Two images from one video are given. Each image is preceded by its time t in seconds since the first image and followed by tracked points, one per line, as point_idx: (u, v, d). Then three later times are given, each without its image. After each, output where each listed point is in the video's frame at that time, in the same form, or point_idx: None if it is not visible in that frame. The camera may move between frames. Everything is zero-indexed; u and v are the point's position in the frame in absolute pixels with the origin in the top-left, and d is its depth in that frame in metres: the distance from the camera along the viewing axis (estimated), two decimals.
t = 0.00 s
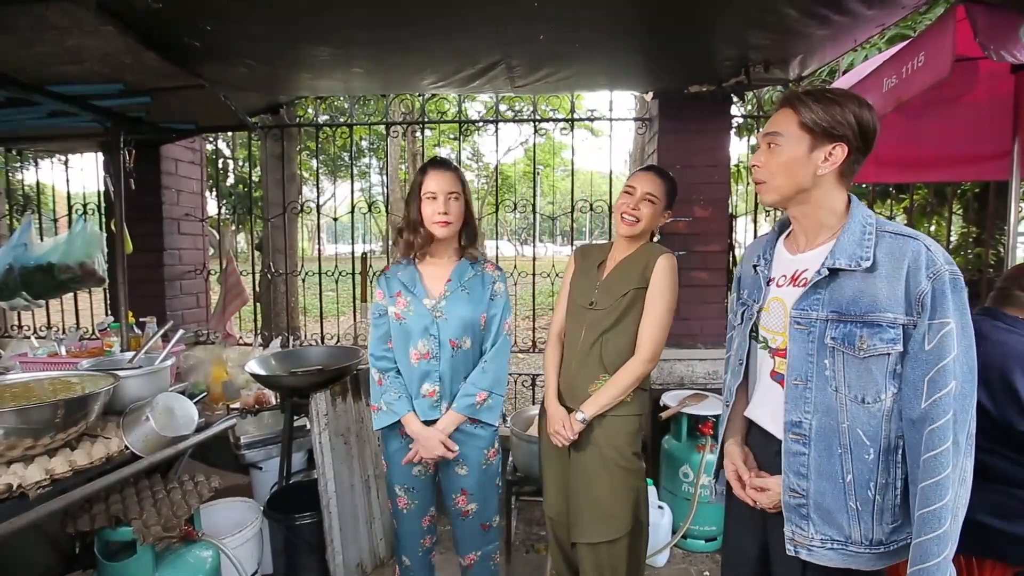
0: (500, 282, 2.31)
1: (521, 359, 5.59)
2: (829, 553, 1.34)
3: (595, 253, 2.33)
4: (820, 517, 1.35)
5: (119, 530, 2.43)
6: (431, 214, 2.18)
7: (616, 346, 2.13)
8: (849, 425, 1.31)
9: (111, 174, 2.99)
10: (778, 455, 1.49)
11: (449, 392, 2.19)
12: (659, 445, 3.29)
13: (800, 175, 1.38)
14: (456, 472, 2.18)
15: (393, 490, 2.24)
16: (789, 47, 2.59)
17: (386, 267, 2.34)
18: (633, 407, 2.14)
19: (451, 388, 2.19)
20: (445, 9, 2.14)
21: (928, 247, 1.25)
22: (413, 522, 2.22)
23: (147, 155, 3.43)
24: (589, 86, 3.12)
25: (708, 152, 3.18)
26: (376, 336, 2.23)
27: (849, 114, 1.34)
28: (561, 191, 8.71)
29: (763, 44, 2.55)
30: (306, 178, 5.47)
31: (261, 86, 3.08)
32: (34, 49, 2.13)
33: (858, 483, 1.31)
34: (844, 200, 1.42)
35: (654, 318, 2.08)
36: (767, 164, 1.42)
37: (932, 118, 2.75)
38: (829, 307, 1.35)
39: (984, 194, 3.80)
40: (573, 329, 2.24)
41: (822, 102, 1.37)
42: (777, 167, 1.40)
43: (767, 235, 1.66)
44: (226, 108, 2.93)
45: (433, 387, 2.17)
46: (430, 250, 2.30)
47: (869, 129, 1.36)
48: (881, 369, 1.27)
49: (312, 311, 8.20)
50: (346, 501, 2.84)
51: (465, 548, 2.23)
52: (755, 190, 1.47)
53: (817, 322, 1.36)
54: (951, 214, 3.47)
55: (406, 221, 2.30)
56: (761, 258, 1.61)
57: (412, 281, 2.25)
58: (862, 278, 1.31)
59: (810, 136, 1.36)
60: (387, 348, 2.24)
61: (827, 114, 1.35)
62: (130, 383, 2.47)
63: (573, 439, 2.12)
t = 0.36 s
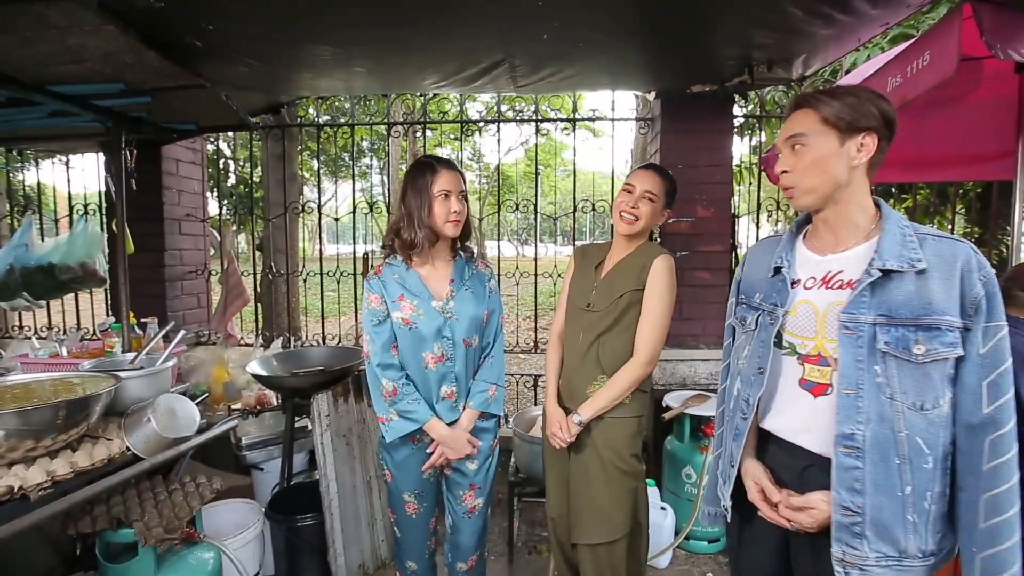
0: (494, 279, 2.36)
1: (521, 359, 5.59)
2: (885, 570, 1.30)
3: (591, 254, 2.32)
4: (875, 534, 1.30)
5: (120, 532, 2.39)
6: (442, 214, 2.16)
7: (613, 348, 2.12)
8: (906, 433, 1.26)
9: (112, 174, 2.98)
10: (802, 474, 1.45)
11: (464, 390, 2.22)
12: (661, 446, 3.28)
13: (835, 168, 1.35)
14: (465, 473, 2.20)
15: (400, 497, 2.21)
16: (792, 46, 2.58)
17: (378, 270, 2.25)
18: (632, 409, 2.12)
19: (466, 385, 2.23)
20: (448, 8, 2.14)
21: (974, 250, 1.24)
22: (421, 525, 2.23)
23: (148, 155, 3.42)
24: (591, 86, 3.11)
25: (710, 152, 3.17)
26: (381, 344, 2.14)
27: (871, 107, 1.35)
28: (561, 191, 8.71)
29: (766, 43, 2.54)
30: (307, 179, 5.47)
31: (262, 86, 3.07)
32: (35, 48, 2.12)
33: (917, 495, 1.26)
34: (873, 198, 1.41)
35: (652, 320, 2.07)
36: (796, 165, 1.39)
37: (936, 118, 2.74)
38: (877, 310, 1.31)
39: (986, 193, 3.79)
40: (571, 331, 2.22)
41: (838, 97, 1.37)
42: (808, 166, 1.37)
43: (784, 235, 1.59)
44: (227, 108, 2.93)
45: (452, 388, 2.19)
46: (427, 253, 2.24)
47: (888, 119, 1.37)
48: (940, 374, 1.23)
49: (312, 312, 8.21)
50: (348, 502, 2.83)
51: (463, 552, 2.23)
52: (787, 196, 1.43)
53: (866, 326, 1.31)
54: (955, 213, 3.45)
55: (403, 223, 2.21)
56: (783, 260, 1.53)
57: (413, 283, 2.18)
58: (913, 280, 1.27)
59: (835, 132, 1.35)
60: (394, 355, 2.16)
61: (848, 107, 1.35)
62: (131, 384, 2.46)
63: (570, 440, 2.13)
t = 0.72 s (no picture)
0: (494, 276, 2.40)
1: (521, 359, 5.59)
2: None
3: (582, 253, 2.31)
4: (912, 550, 1.25)
5: (119, 533, 2.36)
6: (451, 212, 2.18)
7: (616, 349, 2.12)
8: (943, 441, 1.23)
9: (111, 173, 2.98)
10: (820, 488, 1.38)
11: (476, 387, 2.26)
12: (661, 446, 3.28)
13: (858, 169, 1.33)
14: (475, 471, 2.21)
15: (413, 502, 2.19)
16: (793, 46, 2.58)
17: (384, 270, 2.22)
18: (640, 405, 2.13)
19: (477, 383, 2.26)
20: (448, 8, 2.13)
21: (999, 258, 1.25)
22: (434, 528, 2.22)
23: (147, 155, 3.42)
24: (591, 85, 3.11)
25: (711, 152, 3.16)
26: (393, 347, 2.12)
27: (890, 109, 1.34)
28: (561, 191, 8.72)
29: (767, 42, 2.54)
30: (307, 178, 5.47)
31: (261, 85, 3.07)
32: (33, 47, 2.12)
33: (953, 505, 1.24)
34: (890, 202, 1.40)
35: (651, 319, 2.07)
36: (817, 165, 1.37)
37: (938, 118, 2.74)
38: (908, 313, 1.27)
39: (986, 193, 3.79)
40: (571, 334, 2.22)
41: (856, 98, 1.36)
42: (829, 166, 1.35)
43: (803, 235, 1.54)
44: (226, 107, 2.92)
45: (465, 387, 2.22)
46: (433, 253, 2.24)
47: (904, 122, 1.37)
48: (974, 379, 1.22)
49: (312, 311, 8.21)
50: (347, 502, 2.83)
51: (470, 544, 2.26)
52: (808, 197, 1.40)
53: (898, 331, 1.27)
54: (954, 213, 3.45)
55: (407, 223, 2.20)
56: (803, 259, 1.48)
57: (422, 283, 2.17)
58: (944, 285, 1.26)
59: (855, 132, 1.33)
60: (406, 356, 2.14)
61: (868, 108, 1.34)
62: (129, 384, 2.45)
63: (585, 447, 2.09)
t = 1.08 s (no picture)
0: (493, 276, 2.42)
1: (520, 359, 5.58)
2: None
3: (574, 253, 2.26)
4: (888, 547, 1.24)
5: (114, 532, 2.37)
6: (457, 213, 2.18)
7: (622, 345, 2.14)
8: (915, 440, 1.22)
9: (107, 172, 2.97)
10: (802, 479, 1.39)
11: (483, 386, 2.27)
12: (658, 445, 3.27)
13: (831, 164, 1.32)
14: (482, 469, 2.22)
15: (424, 509, 2.16)
16: (790, 45, 2.58)
17: (387, 271, 2.22)
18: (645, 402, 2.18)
19: (484, 381, 2.27)
20: (444, 6, 2.13)
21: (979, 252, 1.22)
22: (443, 534, 2.19)
23: (144, 154, 3.41)
24: (588, 84, 3.11)
25: (708, 151, 3.16)
26: (403, 349, 2.10)
27: (875, 104, 1.32)
28: (560, 192, 8.72)
29: (764, 41, 2.54)
30: (305, 178, 5.47)
31: (258, 84, 3.06)
32: (29, 46, 2.11)
33: (928, 503, 1.22)
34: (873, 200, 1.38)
35: (653, 314, 2.11)
36: (793, 158, 1.37)
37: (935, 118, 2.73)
38: (880, 313, 1.27)
39: (983, 193, 3.79)
40: (571, 332, 2.17)
41: (843, 92, 1.35)
42: (804, 159, 1.35)
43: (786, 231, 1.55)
44: (223, 106, 2.92)
45: (475, 386, 2.22)
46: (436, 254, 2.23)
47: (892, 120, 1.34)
48: (947, 377, 1.20)
49: (310, 312, 8.20)
50: (344, 502, 2.82)
51: (474, 543, 2.27)
52: (781, 189, 1.40)
53: (869, 331, 1.27)
54: (951, 213, 3.46)
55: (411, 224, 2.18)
56: (784, 257, 1.48)
57: (428, 283, 2.18)
58: (915, 283, 1.24)
59: (836, 127, 1.32)
60: (415, 357, 2.14)
61: (851, 103, 1.32)
62: (125, 383, 2.45)
63: (604, 448, 2.03)
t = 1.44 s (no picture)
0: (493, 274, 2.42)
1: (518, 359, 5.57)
2: None
3: (566, 253, 2.25)
4: (857, 543, 1.26)
5: (108, 530, 2.42)
6: (448, 209, 2.16)
7: (614, 341, 2.15)
8: (876, 442, 1.22)
9: (102, 170, 2.97)
10: (789, 461, 1.41)
11: (481, 385, 2.26)
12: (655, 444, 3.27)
13: (779, 172, 1.29)
14: (477, 469, 2.21)
15: (417, 508, 2.15)
16: (786, 42, 2.58)
17: (387, 266, 2.23)
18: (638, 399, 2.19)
19: (481, 381, 2.26)
20: (440, 2, 2.13)
21: (935, 244, 1.16)
22: (436, 534, 2.19)
23: (140, 152, 3.40)
24: (585, 82, 3.11)
25: (705, 149, 3.16)
26: (399, 343, 2.10)
27: (824, 103, 1.26)
28: (559, 192, 8.70)
29: (761, 38, 2.54)
30: (303, 177, 5.46)
31: (254, 81, 3.06)
32: (23, 42, 2.11)
33: (894, 501, 1.23)
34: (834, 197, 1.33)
35: (644, 309, 2.11)
36: (742, 163, 1.34)
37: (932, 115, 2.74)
38: (839, 316, 1.25)
39: (980, 193, 3.79)
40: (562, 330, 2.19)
41: (792, 92, 1.30)
42: (753, 166, 1.32)
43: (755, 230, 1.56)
44: (218, 104, 2.91)
45: (471, 384, 2.21)
46: (432, 249, 2.24)
47: (845, 116, 1.28)
48: (904, 380, 1.18)
49: (308, 312, 8.18)
50: (340, 501, 2.81)
51: (470, 544, 2.26)
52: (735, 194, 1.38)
53: (828, 335, 1.25)
54: (949, 212, 3.46)
55: (405, 221, 2.21)
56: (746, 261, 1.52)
57: (427, 279, 2.18)
58: (869, 284, 1.21)
59: (785, 131, 1.28)
60: (410, 352, 2.14)
61: (799, 105, 1.27)
62: (119, 381, 2.44)
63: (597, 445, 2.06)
